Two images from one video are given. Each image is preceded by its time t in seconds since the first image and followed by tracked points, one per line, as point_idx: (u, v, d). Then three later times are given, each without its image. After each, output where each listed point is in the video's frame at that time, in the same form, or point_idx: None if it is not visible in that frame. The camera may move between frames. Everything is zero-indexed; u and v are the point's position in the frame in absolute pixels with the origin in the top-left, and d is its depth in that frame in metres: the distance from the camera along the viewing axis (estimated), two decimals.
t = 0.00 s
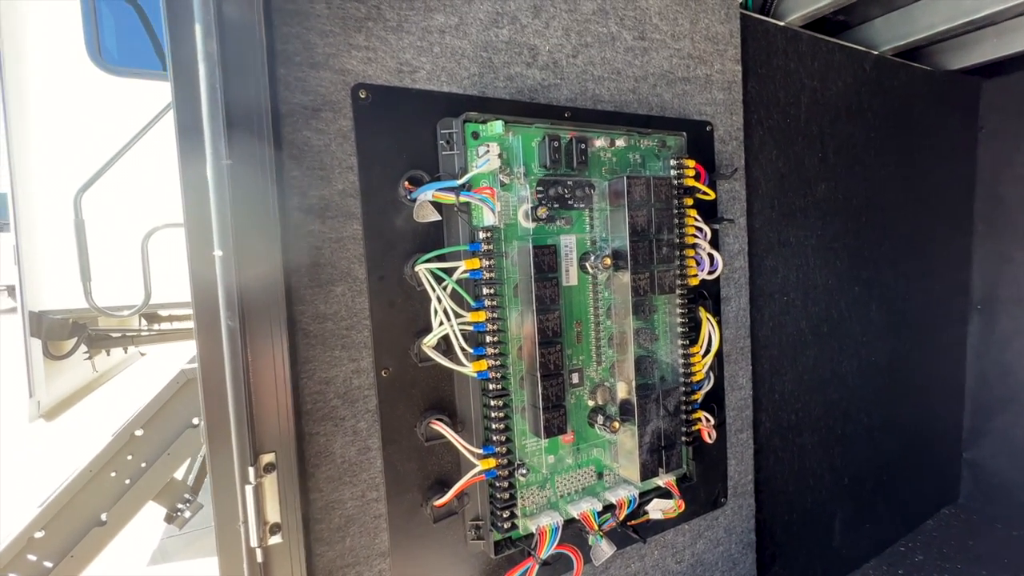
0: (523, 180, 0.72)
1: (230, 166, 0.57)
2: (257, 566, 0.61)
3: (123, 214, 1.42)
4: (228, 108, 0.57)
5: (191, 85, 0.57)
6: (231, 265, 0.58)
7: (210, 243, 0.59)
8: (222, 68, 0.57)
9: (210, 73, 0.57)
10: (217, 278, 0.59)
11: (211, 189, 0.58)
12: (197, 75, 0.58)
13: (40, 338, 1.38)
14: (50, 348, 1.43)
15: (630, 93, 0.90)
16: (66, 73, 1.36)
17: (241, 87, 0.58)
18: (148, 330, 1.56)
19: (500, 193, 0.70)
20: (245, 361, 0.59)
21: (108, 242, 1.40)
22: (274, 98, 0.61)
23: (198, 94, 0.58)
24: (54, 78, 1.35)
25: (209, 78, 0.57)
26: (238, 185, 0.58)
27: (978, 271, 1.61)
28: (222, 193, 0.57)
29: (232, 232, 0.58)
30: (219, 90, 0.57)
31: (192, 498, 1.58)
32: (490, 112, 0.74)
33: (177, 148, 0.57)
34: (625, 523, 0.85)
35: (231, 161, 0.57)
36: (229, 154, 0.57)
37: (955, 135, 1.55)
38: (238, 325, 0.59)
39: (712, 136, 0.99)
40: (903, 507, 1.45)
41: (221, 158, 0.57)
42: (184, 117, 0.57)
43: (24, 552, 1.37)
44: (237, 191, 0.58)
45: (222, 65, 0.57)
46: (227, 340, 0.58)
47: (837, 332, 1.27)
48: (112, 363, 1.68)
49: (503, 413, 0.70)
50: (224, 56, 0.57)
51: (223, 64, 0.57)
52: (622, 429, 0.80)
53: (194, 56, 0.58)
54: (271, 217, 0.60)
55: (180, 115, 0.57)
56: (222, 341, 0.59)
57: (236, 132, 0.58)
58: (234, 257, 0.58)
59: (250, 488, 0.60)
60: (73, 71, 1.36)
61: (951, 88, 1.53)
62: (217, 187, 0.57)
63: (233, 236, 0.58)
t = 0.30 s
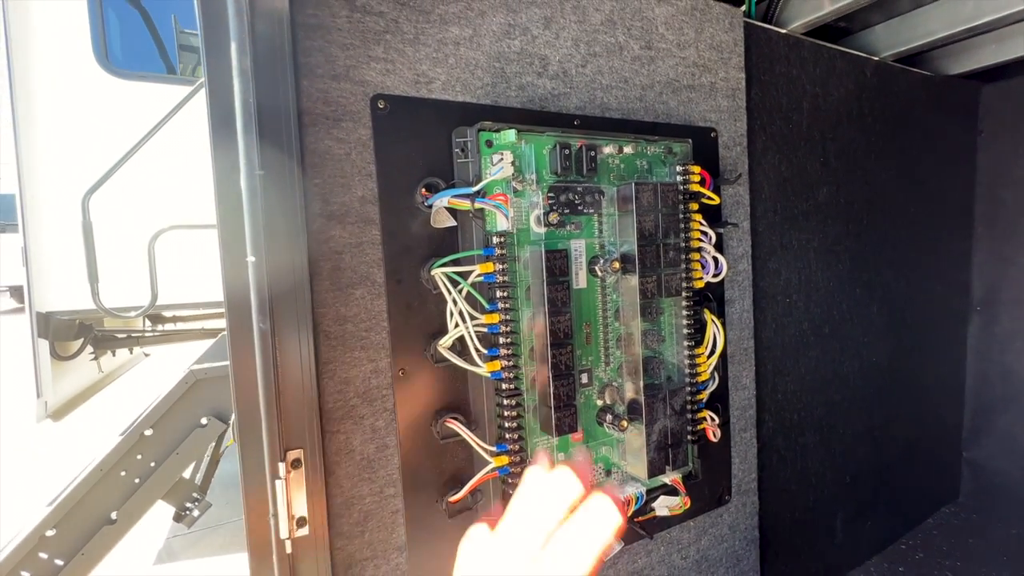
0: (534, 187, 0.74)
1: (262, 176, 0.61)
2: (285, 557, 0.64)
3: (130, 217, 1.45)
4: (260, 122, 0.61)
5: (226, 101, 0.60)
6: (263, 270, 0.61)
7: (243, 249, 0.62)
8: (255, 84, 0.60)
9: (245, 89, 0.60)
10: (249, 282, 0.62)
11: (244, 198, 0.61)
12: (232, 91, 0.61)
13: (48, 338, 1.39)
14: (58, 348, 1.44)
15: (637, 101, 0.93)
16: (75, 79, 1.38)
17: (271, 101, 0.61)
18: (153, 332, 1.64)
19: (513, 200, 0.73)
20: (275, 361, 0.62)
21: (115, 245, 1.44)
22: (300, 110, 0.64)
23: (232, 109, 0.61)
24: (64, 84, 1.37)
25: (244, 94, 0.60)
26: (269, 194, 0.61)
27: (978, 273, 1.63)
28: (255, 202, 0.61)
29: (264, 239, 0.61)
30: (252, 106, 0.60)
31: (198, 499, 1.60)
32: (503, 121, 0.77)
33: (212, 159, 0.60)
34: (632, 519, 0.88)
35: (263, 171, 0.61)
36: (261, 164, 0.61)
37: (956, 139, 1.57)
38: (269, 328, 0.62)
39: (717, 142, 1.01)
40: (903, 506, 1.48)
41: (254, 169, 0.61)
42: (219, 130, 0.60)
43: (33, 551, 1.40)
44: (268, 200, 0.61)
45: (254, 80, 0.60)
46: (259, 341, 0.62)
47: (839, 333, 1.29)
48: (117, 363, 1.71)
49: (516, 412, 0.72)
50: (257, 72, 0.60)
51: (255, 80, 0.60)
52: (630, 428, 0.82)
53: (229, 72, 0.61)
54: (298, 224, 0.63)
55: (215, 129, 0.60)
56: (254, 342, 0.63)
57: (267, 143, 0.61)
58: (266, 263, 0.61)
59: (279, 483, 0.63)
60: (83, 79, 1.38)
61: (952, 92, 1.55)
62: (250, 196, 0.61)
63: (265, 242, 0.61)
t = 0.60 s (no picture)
0: (537, 178, 0.76)
1: (274, 164, 0.62)
2: (295, 536, 0.65)
3: (130, 214, 1.46)
4: (272, 111, 0.62)
5: (239, 90, 0.62)
6: (275, 257, 0.62)
7: (255, 235, 0.63)
8: (266, 74, 0.62)
9: (257, 79, 0.61)
10: (261, 268, 0.63)
11: (257, 186, 0.62)
12: (243, 80, 0.62)
13: (49, 336, 1.42)
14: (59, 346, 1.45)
15: (638, 95, 0.94)
16: (76, 77, 1.39)
17: (281, 91, 0.63)
18: (153, 329, 1.56)
19: (516, 190, 0.74)
20: (285, 346, 0.64)
21: (117, 243, 1.45)
22: (309, 100, 0.65)
23: (245, 98, 0.62)
24: (65, 83, 1.38)
25: (256, 84, 0.61)
26: (281, 182, 0.62)
27: (975, 268, 1.65)
28: (267, 189, 0.62)
29: (275, 225, 0.62)
30: (264, 95, 0.62)
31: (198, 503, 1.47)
32: (506, 114, 0.78)
33: (227, 147, 0.62)
34: (633, 506, 0.89)
35: (274, 159, 0.62)
36: (273, 153, 0.62)
37: (952, 135, 1.59)
38: (280, 312, 0.63)
39: (716, 137, 1.03)
40: (900, 498, 1.49)
41: (266, 157, 0.62)
42: (232, 119, 0.62)
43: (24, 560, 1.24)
44: (280, 188, 0.62)
45: (266, 71, 0.62)
46: (271, 326, 0.63)
47: (837, 326, 1.31)
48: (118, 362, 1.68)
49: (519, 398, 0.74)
50: (269, 64, 0.62)
51: (267, 71, 0.62)
52: (630, 417, 0.83)
53: (242, 62, 0.62)
54: (308, 212, 0.65)
55: (229, 117, 0.61)
56: (265, 327, 0.64)
57: (278, 133, 0.62)
58: (278, 249, 0.62)
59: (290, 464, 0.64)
60: (85, 78, 1.39)
61: (948, 89, 1.57)
62: (263, 184, 0.62)
63: (276, 229, 0.62)
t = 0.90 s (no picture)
0: (539, 177, 0.79)
1: (293, 164, 0.65)
2: (311, 517, 0.69)
3: (135, 213, 1.49)
4: (289, 113, 0.65)
5: (257, 92, 0.65)
6: (293, 252, 0.66)
7: (273, 230, 0.66)
8: (284, 77, 0.65)
9: (276, 82, 0.64)
10: (279, 262, 0.66)
11: (276, 184, 0.65)
12: (262, 82, 0.65)
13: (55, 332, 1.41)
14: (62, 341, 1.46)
15: (636, 97, 0.98)
16: (81, 79, 1.42)
17: (297, 93, 0.66)
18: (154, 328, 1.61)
19: (519, 189, 0.77)
20: (302, 336, 0.67)
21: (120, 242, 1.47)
22: (322, 102, 0.68)
23: (264, 100, 0.65)
24: (70, 85, 1.41)
25: (275, 87, 0.64)
26: (298, 180, 0.66)
27: (966, 266, 1.69)
28: (286, 187, 0.65)
29: (293, 222, 0.66)
30: (282, 97, 0.65)
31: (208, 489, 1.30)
32: (509, 116, 0.81)
33: (248, 148, 0.65)
34: (631, 494, 0.93)
35: (293, 160, 0.65)
36: (292, 153, 0.65)
37: (943, 135, 1.62)
38: (297, 304, 0.66)
39: (711, 137, 1.06)
40: (892, 489, 1.53)
41: (285, 157, 0.65)
42: (251, 120, 0.65)
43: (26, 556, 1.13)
44: (297, 186, 0.66)
45: (285, 74, 0.65)
46: (288, 318, 0.66)
47: (830, 321, 1.34)
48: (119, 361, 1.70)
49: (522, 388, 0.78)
50: (286, 68, 0.65)
51: (286, 74, 0.65)
52: (628, 407, 0.87)
53: (261, 65, 0.65)
54: (323, 208, 0.68)
55: (249, 119, 0.64)
56: (282, 318, 0.67)
57: (295, 134, 0.66)
58: (295, 244, 0.66)
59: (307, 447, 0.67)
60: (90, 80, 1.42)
61: (939, 90, 1.60)
62: (283, 182, 0.65)
63: (294, 225, 0.66)
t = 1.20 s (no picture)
0: (540, 174, 0.79)
1: (297, 159, 0.66)
2: (315, 510, 0.69)
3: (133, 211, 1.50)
4: (293, 109, 0.65)
5: (260, 87, 0.65)
6: (297, 246, 0.66)
7: (277, 226, 0.66)
8: (288, 73, 0.65)
9: (280, 78, 0.65)
10: (283, 257, 0.67)
11: (280, 179, 0.66)
12: (266, 78, 0.65)
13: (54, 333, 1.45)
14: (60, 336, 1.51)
15: (636, 94, 0.98)
16: (77, 78, 1.41)
17: (300, 89, 0.66)
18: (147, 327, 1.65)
19: (520, 185, 0.78)
20: (305, 331, 0.67)
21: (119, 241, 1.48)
22: (325, 98, 0.69)
23: (268, 96, 0.65)
24: (67, 83, 1.41)
25: (279, 83, 0.65)
26: (301, 176, 0.66)
27: (962, 263, 1.70)
28: (290, 182, 0.65)
29: (298, 217, 0.66)
30: (286, 94, 0.65)
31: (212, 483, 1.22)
32: (510, 112, 0.81)
33: (252, 143, 0.65)
34: (631, 489, 0.93)
35: (297, 155, 0.66)
36: (296, 148, 0.66)
37: (941, 133, 1.63)
38: (301, 298, 0.67)
39: (710, 134, 1.06)
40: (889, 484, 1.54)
41: (289, 153, 0.65)
42: (255, 116, 0.65)
43: (29, 552, 1.14)
44: (301, 182, 0.66)
45: (288, 70, 0.65)
46: (292, 312, 0.67)
47: (827, 318, 1.35)
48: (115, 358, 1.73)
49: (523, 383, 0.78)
50: (290, 64, 0.65)
51: (290, 70, 0.65)
52: (628, 402, 0.88)
53: (265, 61, 0.65)
54: (326, 204, 0.68)
55: (253, 115, 0.65)
56: (286, 313, 0.67)
57: (299, 130, 0.66)
58: (299, 239, 0.66)
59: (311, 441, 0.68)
60: (86, 77, 1.42)
61: (936, 88, 1.61)
62: (287, 177, 0.65)
63: (298, 220, 0.66)
